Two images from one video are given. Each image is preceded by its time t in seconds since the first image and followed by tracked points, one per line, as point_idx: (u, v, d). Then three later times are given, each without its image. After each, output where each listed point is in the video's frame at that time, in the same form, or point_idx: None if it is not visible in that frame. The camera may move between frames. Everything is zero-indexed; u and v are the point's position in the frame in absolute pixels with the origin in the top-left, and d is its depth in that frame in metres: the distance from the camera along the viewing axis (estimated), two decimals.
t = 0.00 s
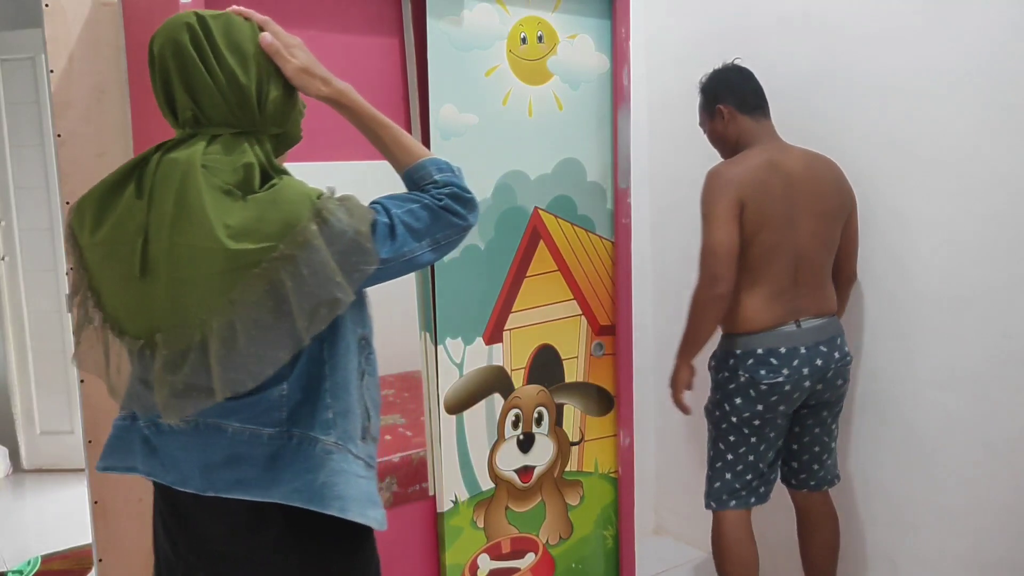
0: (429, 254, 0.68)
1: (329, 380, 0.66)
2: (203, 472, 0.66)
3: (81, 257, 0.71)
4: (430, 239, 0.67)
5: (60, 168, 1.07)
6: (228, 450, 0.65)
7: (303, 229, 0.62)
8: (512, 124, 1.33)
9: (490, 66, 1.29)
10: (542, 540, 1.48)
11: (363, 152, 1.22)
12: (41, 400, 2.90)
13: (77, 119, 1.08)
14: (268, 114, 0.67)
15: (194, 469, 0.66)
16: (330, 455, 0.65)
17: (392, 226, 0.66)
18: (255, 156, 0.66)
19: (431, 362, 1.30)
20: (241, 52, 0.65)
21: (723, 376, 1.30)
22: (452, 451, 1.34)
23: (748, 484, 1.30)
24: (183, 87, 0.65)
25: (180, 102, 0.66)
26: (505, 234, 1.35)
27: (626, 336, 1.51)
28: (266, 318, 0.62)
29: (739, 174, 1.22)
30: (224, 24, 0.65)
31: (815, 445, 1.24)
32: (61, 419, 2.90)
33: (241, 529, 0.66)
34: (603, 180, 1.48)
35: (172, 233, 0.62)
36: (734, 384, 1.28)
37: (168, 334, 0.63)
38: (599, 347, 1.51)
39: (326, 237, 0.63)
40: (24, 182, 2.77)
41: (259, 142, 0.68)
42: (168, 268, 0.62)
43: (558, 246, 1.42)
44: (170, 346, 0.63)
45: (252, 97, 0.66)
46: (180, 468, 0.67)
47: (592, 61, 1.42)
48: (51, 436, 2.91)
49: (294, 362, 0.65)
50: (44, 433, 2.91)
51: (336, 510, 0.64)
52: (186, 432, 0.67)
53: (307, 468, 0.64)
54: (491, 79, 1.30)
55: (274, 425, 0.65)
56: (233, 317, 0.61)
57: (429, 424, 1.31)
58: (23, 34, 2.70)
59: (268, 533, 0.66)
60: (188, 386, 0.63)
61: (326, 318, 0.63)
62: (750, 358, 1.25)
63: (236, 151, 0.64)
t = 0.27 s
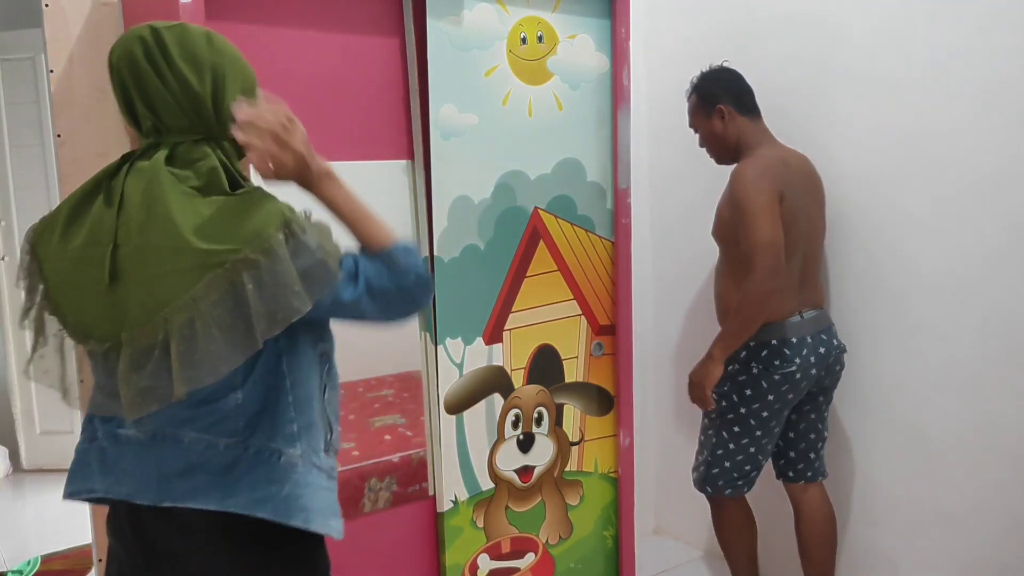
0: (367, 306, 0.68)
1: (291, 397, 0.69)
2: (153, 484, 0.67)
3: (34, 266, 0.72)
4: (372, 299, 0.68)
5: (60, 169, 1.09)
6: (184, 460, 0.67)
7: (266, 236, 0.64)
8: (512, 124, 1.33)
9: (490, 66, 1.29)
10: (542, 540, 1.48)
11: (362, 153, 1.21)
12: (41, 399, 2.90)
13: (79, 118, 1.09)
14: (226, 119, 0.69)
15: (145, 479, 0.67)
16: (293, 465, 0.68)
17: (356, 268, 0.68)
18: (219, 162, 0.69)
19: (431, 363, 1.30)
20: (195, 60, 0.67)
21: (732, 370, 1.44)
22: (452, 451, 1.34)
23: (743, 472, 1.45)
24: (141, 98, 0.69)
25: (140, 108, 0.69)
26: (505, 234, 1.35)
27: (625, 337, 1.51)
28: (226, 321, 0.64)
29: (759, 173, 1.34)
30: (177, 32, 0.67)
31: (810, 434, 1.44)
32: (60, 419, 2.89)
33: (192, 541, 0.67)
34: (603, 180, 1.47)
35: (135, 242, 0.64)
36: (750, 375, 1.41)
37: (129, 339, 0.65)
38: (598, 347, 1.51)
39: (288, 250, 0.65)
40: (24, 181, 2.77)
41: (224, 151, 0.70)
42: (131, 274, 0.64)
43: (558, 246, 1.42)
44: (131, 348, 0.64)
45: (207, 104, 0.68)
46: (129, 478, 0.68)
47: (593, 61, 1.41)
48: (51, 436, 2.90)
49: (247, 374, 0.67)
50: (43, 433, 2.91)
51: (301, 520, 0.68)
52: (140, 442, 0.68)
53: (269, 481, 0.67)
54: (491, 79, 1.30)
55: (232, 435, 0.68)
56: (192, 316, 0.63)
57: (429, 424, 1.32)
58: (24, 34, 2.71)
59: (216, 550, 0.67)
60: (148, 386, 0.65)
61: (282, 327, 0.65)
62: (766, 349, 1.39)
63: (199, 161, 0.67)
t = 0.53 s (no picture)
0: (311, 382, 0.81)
1: (265, 423, 0.81)
2: (133, 487, 0.79)
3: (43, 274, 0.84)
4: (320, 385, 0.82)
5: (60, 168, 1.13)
6: (155, 466, 0.78)
7: (257, 252, 0.77)
8: (512, 124, 1.33)
9: (490, 66, 1.29)
10: (542, 540, 1.48)
11: (359, 152, 1.21)
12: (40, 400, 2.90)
13: (78, 119, 1.13)
14: (212, 125, 0.80)
15: (125, 482, 0.79)
16: (270, 489, 0.82)
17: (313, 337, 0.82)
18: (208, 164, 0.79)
19: (431, 364, 1.30)
20: (176, 69, 0.77)
21: (718, 368, 1.50)
22: (452, 451, 1.34)
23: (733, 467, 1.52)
24: (130, 112, 0.79)
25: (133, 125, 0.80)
26: (505, 234, 1.35)
27: (625, 336, 1.51)
28: (212, 323, 0.76)
29: (754, 181, 1.46)
30: (161, 43, 0.77)
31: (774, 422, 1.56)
32: (60, 420, 2.89)
33: (173, 542, 0.80)
34: (603, 180, 1.47)
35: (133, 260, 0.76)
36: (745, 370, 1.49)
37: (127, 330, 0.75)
38: (598, 347, 1.51)
39: (274, 269, 0.78)
40: (24, 182, 2.77)
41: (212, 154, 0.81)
42: (131, 282, 0.76)
43: (558, 246, 1.42)
44: (131, 340, 0.74)
45: (191, 110, 0.78)
46: (110, 479, 0.80)
47: (593, 61, 1.41)
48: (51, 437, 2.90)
49: (223, 388, 0.79)
50: (43, 434, 2.91)
51: (276, 538, 0.82)
52: (113, 445, 0.80)
53: (246, 501, 0.80)
54: (491, 79, 1.30)
55: (197, 448, 0.79)
56: (183, 317, 0.74)
57: (429, 425, 1.32)
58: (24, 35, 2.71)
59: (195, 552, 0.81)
60: (138, 368, 0.75)
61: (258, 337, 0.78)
62: (756, 345, 1.48)
63: (188, 181, 0.78)
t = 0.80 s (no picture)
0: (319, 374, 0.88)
1: (281, 412, 0.88)
2: (156, 464, 0.86)
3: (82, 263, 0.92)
4: (330, 379, 0.89)
5: (60, 167, 1.14)
6: (177, 447, 0.85)
7: (283, 253, 0.85)
8: (512, 125, 1.33)
9: (490, 66, 1.29)
10: (542, 540, 1.48)
11: (358, 152, 1.22)
12: (40, 400, 2.89)
13: (79, 120, 1.14)
14: (233, 127, 0.87)
15: (149, 459, 0.86)
16: (288, 470, 0.88)
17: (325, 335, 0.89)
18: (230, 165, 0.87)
19: (431, 364, 1.30)
20: (197, 75, 0.84)
21: (724, 364, 1.64)
22: (452, 451, 1.34)
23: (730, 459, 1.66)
24: (154, 117, 0.86)
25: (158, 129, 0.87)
26: (504, 234, 1.35)
27: (625, 337, 1.51)
28: (239, 318, 0.84)
29: (754, 181, 1.59)
30: (185, 49, 0.83)
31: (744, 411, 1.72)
32: (60, 420, 2.89)
33: (191, 519, 0.87)
34: (603, 180, 1.46)
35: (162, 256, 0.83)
36: (743, 366, 1.62)
37: (158, 320, 0.83)
38: (598, 347, 1.51)
39: (298, 270, 0.86)
40: (24, 182, 2.77)
41: (234, 154, 0.89)
42: (161, 276, 0.83)
43: (558, 246, 1.42)
44: (163, 329, 0.83)
45: (213, 116, 0.85)
46: (133, 458, 0.87)
47: (592, 61, 1.41)
48: (51, 437, 2.90)
49: (247, 377, 0.87)
50: (43, 433, 2.91)
51: (292, 515, 0.88)
52: (139, 425, 0.86)
53: (264, 481, 0.87)
54: (491, 79, 1.29)
55: (220, 431, 0.86)
56: (214, 311, 0.82)
57: (429, 425, 1.32)
58: (24, 34, 2.71)
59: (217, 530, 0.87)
60: (169, 356, 0.83)
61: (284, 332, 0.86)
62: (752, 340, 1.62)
63: (218, 187, 0.85)
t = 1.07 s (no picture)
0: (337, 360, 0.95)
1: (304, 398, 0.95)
2: (175, 455, 0.89)
3: (86, 260, 0.93)
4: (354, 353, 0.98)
5: (60, 168, 1.14)
6: (202, 433, 0.88)
7: (299, 253, 0.88)
8: (512, 125, 1.33)
9: (490, 66, 1.29)
10: (542, 540, 1.48)
11: (358, 151, 1.22)
12: (41, 401, 2.90)
13: (78, 120, 1.14)
14: (239, 126, 0.89)
15: (168, 450, 0.89)
16: (303, 456, 0.93)
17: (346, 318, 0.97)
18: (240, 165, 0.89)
19: (431, 364, 1.31)
20: (203, 76, 0.85)
21: (724, 357, 1.63)
22: (452, 451, 1.34)
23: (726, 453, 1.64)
24: (161, 119, 0.87)
25: (163, 129, 0.88)
26: (504, 234, 1.35)
27: (625, 337, 1.51)
28: (258, 316, 0.87)
29: (751, 182, 1.61)
30: (189, 51, 0.85)
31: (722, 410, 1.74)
32: (60, 420, 2.90)
33: (207, 505, 0.90)
34: (603, 180, 1.46)
35: (179, 256, 0.85)
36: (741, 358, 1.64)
37: (173, 319, 0.85)
38: (598, 347, 1.50)
39: (315, 268, 0.89)
40: (24, 181, 2.77)
41: (240, 153, 0.91)
42: (177, 275, 0.85)
43: (558, 246, 1.42)
44: (179, 328, 0.85)
45: (218, 115, 0.87)
46: (150, 450, 0.89)
47: (593, 61, 1.41)
48: (51, 436, 2.91)
49: (268, 368, 0.90)
50: (43, 433, 2.91)
51: (305, 498, 0.93)
52: (159, 416, 0.89)
53: (281, 467, 0.91)
54: (491, 79, 1.29)
55: (243, 418, 0.89)
56: (234, 311, 0.85)
57: (429, 425, 1.32)
58: (25, 34, 2.71)
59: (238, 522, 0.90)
60: (187, 355, 0.86)
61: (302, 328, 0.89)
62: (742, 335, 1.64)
63: (234, 187, 0.88)
